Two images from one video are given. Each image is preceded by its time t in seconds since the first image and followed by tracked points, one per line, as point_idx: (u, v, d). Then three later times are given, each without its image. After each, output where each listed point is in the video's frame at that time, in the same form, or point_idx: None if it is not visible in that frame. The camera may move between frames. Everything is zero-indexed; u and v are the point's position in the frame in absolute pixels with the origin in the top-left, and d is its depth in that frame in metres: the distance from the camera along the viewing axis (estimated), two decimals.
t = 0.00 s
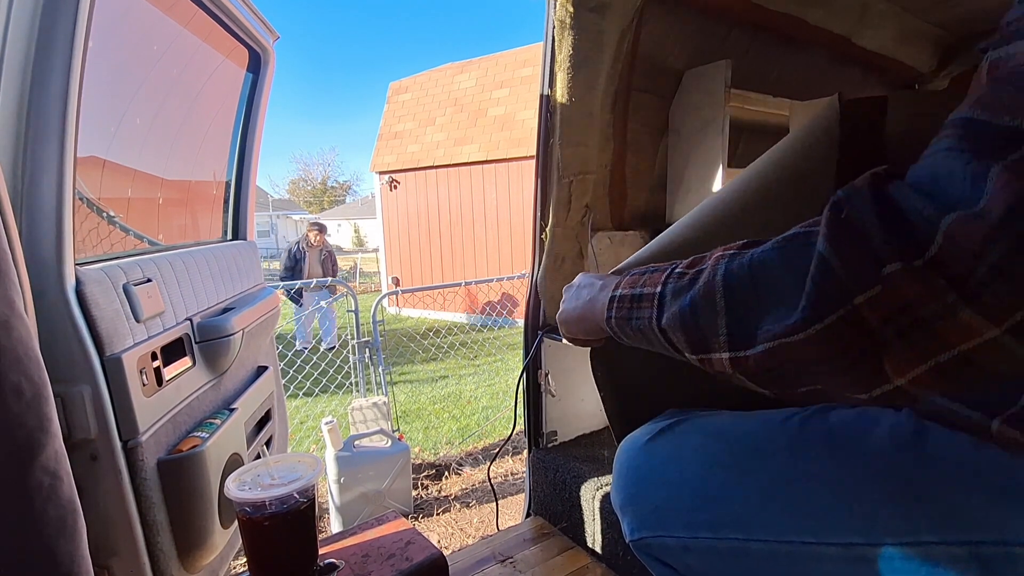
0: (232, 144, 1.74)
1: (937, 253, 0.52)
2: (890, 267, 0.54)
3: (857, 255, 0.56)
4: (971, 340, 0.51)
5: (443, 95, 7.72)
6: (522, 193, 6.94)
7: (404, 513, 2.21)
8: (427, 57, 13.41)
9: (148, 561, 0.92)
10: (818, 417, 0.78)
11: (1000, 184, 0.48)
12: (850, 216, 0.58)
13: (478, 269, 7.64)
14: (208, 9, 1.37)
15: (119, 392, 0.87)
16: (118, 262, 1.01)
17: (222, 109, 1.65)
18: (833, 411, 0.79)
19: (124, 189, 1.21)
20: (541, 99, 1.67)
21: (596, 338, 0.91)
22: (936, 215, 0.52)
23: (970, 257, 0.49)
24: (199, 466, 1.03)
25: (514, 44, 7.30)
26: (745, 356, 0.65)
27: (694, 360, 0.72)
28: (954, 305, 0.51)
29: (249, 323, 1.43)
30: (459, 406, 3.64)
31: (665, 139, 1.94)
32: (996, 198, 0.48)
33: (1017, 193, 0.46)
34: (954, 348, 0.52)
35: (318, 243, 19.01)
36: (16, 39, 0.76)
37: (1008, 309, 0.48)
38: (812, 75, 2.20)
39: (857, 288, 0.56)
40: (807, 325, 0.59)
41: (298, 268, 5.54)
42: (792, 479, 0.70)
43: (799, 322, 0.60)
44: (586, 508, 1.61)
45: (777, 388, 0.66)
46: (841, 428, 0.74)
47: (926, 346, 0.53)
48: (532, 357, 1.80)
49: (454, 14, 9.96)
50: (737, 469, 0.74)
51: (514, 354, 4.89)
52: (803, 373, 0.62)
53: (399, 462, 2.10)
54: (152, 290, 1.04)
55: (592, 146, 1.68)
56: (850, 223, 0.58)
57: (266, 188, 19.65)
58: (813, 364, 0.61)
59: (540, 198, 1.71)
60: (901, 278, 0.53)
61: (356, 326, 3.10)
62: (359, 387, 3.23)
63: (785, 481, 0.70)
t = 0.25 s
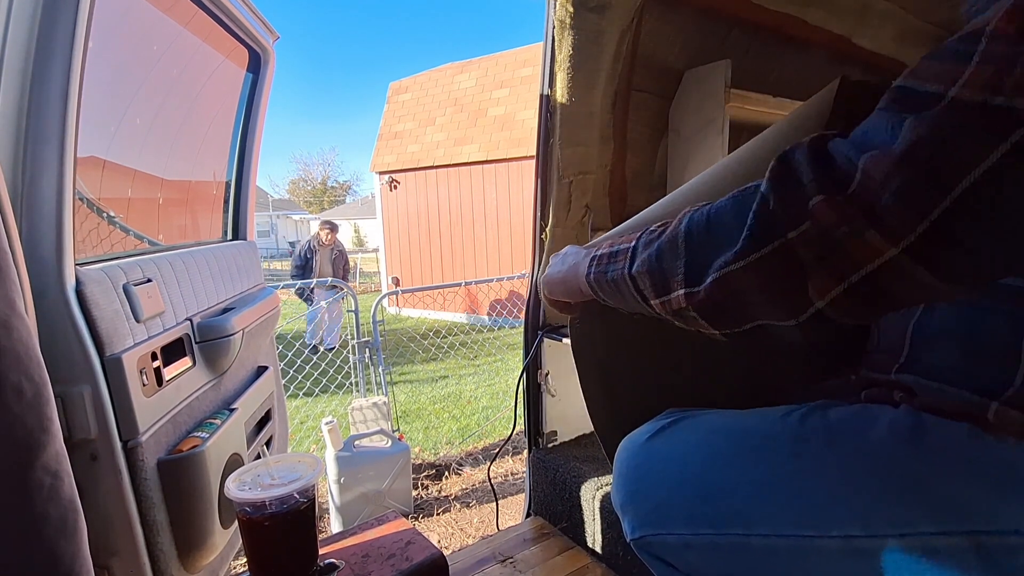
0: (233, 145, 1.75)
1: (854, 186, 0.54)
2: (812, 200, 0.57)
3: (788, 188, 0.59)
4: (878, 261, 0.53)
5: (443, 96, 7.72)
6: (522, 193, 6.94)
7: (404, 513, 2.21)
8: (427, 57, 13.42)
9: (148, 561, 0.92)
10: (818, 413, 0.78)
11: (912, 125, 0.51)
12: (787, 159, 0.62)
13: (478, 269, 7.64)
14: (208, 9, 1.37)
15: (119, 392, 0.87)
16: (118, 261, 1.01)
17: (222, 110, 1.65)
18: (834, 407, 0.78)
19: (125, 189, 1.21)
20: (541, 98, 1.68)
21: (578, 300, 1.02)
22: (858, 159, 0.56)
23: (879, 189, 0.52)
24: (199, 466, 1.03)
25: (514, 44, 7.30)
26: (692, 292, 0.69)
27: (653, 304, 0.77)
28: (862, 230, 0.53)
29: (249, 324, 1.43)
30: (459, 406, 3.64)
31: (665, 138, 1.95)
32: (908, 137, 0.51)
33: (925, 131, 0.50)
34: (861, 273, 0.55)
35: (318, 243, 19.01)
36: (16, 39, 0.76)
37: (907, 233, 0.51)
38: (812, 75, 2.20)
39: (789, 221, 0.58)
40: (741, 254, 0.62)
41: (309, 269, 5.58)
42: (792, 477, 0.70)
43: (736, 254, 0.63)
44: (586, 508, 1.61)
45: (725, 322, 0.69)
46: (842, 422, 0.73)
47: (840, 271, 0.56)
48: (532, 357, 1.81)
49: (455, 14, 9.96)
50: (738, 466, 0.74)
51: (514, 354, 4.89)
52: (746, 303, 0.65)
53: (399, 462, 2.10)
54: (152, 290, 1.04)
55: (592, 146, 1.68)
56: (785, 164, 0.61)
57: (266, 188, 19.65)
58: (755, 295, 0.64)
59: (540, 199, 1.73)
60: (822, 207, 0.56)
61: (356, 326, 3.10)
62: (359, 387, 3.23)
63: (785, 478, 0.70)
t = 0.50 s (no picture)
0: (233, 145, 1.75)
1: (833, 179, 0.58)
2: (797, 193, 0.60)
3: (777, 182, 0.63)
4: (858, 248, 0.57)
5: (443, 96, 7.72)
6: (522, 193, 6.94)
7: (404, 513, 2.21)
8: (427, 57, 13.42)
9: (148, 561, 0.92)
10: (814, 405, 0.78)
11: (883, 122, 0.55)
12: (776, 157, 0.65)
13: (478, 269, 7.64)
14: (208, 9, 1.37)
15: (119, 392, 0.87)
16: (118, 262, 1.01)
17: (222, 110, 1.65)
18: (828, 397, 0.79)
19: (124, 189, 1.21)
20: (541, 99, 1.66)
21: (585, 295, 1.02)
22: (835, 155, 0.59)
23: (857, 181, 0.56)
24: (198, 465, 1.02)
25: (514, 44, 7.30)
26: (688, 283, 0.71)
27: (651, 297, 0.78)
28: (844, 219, 0.56)
29: (249, 324, 1.43)
30: (459, 406, 3.64)
31: (665, 138, 1.94)
32: (880, 132, 0.55)
33: (897, 125, 0.54)
34: (843, 260, 0.58)
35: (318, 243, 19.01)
36: (16, 39, 0.76)
37: (883, 221, 0.55)
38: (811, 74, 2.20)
39: (777, 213, 0.61)
40: (735, 244, 0.65)
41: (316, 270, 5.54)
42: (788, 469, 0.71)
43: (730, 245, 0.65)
44: (586, 508, 1.61)
45: (720, 313, 0.71)
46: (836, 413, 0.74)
47: (825, 259, 0.59)
48: (532, 357, 1.82)
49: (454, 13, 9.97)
50: (734, 457, 0.75)
51: (514, 354, 4.89)
52: (739, 294, 0.67)
53: (399, 462, 2.10)
54: (152, 290, 1.04)
55: (592, 146, 1.69)
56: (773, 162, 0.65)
57: (266, 188, 19.66)
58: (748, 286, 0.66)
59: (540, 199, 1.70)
60: (808, 199, 0.59)
61: (356, 326, 3.09)
62: (359, 387, 3.23)
63: (781, 468, 0.71)
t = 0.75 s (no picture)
0: (233, 145, 1.75)
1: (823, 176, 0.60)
2: (790, 190, 0.62)
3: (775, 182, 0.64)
4: (848, 239, 0.57)
5: (443, 96, 7.72)
6: (522, 192, 6.94)
7: (404, 513, 2.21)
8: (427, 57, 13.42)
9: (148, 561, 0.92)
10: (811, 395, 0.78)
11: (864, 120, 0.57)
12: (775, 162, 0.67)
13: (478, 269, 7.64)
14: (208, 9, 1.37)
15: (119, 392, 0.87)
16: (118, 262, 1.01)
17: (222, 110, 1.65)
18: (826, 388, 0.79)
19: (125, 189, 1.21)
20: (541, 99, 1.65)
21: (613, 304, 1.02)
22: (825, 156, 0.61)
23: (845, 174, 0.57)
24: (199, 465, 1.03)
25: (514, 45, 7.30)
26: (691, 280, 0.71)
27: (661, 298, 0.79)
28: (832, 210, 0.57)
29: (249, 324, 1.42)
30: (459, 405, 3.65)
31: (665, 138, 1.94)
32: (862, 130, 0.57)
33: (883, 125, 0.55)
34: (835, 252, 0.58)
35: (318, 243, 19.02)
36: (16, 39, 0.76)
37: (870, 211, 0.55)
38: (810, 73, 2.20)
39: (774, 207, 0.63)
40: (734, 239, 0.65)
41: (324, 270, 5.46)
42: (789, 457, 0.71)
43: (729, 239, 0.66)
44: (586, 508, 1.61)
45: (722, 309, 0.70)
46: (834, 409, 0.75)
47: (818, 250, 0.59)
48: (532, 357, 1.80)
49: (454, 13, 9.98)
50: (730, 444, 0.75)
51: (515, 354, 4.89)
52: (737, 289, 0.67)
53: (399, 462, 2.10)
54: (152, 290, 1.04)
55: (592, 146, 1.69)
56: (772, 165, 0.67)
57: (265, 188, 19.66)
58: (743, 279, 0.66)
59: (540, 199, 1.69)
60: (800, 193, 0.60)
61: (356, 326, 3.09)
62: (359, 387, 3.23)
63: (779, 452, 0.71)
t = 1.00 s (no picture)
0: (232, 145, 1.75)
1: (845, 200, 0.61)
2: (815, 216, 0.63)
3: (794, 209, 0.66)
4: (886, 260, 0.58)
5: (443, 95, 7.72)
6: (522, 192, 6.93)
7: (404, 513, 2.21)
8: (427, 57, 13.43)
9: (148, 561, 0.92)
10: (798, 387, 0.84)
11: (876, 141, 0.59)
12: (793, 188, 0.69)
13: (478, 269, 7.63)
14: (208, 9, 1.37)
15: (119, 392, 0.87)
16: (118, 262, 1.01)
17: (222, 110, 1.65)
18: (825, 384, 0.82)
19: (124, 189, 1.21)
20: (540, 99, 1.62)
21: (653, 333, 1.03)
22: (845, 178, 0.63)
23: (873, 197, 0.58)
24: (198, 465, 1.03)
25: (514, 44, 7.31)
26: (721, 310, 0.74)
27: (697, 328, 0.82)
28: (864, 233, 0.59)
29: (249, 324, 1.42)
30: (459, 405, 3.64)
31: (665, 138, 1.94)
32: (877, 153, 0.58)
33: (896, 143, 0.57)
34: (875, 273, 0.59)
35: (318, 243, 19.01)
36: (15, 38, 0.76)
37: (904, 231, 0.56)
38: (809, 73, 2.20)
39: (799, 233, 0.65)
40: (758, 270, 0.68)
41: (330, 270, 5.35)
42: (782, 446, 0.75)
43: (753, 271, 0.69)
44: (586, 508, 1.61)
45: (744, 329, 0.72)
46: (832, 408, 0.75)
47: (855, 273, 0.60)
48: (532, 357, 1.77)
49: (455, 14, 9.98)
50: (723, 438, 0.81)
51: (515, 354, 4.88)
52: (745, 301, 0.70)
53: (399, 462, 2.10)
54: (152, 290, 1.04)
55: (592, 146, 1.69)
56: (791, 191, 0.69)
57: (265, 188, 19.66)
58: (768, 305, 0.68)
59: (539, 199, 1.67)
60: (826, 218, 0.62)
61: (356, 326, 3.09)
62: (359, 387, 3.23)
63: (773, 440, 0.77)
